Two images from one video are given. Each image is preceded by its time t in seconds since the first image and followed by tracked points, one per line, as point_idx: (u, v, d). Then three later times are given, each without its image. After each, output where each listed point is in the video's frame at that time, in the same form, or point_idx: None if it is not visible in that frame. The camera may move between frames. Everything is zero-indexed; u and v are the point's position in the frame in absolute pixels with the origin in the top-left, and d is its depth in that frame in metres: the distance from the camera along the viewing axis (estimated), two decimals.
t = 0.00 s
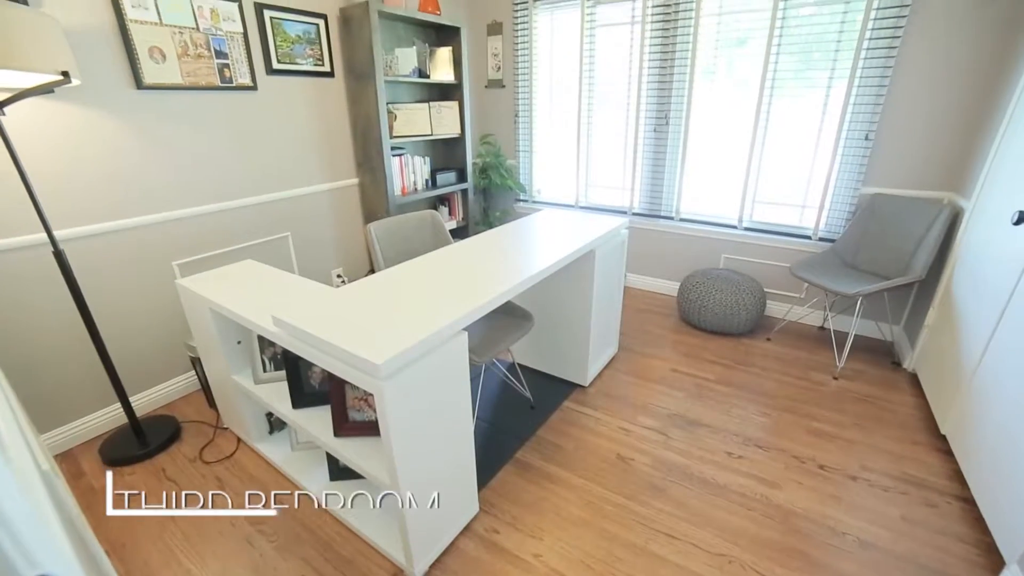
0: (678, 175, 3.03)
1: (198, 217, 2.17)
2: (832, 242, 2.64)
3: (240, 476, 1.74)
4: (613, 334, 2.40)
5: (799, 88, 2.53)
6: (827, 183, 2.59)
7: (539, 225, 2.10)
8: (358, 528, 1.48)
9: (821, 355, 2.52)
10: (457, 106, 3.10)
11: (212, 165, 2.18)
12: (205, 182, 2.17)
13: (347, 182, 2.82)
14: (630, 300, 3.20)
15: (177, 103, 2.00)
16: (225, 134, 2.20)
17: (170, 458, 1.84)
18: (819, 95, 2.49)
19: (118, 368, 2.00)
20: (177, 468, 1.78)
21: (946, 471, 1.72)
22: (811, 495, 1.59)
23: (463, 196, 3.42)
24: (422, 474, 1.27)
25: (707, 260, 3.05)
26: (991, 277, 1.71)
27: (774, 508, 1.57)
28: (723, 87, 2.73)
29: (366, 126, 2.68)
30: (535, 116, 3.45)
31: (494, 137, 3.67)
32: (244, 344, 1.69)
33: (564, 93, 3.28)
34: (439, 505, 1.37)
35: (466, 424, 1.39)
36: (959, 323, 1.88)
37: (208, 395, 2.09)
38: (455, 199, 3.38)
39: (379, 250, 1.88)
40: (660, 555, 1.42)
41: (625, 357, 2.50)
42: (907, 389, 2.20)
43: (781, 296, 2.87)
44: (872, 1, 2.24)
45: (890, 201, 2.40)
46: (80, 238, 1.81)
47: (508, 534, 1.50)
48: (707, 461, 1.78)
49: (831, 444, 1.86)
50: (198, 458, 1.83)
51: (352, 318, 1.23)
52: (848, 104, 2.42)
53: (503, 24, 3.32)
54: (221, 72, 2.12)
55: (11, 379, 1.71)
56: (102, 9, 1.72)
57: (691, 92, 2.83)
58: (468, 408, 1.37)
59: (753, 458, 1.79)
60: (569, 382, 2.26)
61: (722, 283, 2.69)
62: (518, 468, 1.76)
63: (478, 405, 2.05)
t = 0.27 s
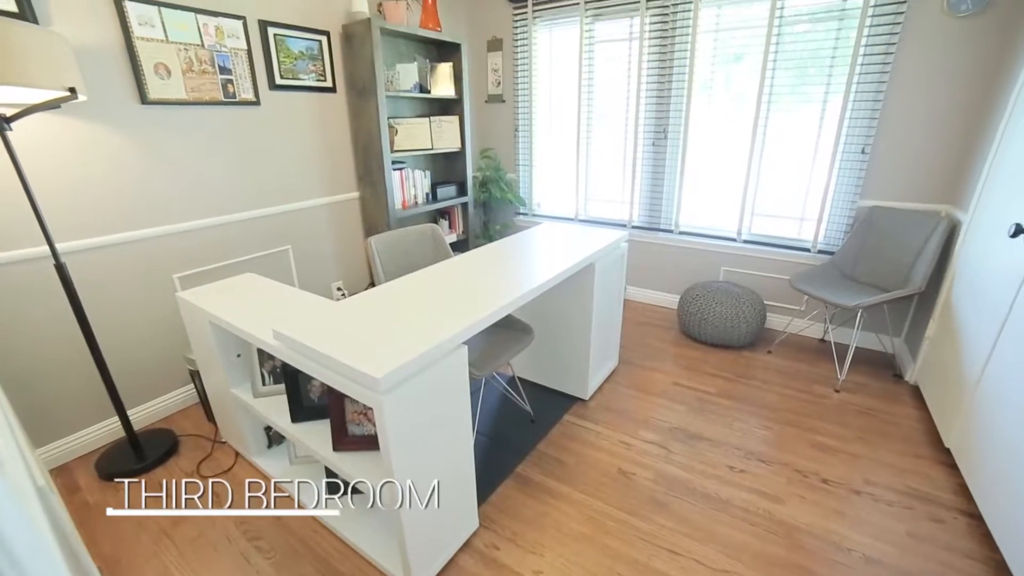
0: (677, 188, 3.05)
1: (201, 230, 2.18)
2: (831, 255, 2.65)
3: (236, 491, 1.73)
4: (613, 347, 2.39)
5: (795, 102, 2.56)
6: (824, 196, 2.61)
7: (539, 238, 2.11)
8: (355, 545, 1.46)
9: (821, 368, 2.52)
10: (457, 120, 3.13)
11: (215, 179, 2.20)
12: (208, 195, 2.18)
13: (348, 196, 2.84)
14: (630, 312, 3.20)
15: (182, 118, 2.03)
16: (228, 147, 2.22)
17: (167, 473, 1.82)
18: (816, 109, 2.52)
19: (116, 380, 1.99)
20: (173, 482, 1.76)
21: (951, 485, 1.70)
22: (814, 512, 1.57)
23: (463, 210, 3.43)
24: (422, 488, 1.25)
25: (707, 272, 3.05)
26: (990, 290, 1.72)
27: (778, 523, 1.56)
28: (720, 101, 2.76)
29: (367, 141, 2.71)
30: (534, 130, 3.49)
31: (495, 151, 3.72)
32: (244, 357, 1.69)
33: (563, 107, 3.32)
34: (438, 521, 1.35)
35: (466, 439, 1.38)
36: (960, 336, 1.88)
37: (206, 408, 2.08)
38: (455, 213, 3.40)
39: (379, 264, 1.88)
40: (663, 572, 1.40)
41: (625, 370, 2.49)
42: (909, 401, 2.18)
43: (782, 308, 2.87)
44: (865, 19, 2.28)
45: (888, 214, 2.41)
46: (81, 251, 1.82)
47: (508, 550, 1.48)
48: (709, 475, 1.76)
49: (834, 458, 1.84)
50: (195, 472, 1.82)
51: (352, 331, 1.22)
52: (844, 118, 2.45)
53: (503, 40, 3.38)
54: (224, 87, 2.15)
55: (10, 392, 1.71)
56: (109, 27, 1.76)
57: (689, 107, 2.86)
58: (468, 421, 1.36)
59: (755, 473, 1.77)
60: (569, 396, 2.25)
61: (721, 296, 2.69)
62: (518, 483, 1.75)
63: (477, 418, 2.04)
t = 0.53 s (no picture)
0: (676, 201, 3.07)
1: (202, 243, 2.19)
2: (830, 267, 2.66)
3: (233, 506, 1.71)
4: (614, 359, 2.39)
5: (792, 115, 2.59)
6: (823, 209, 2.62)
7: (539, 251, 2.12)
8: (353, 561, 1.44)
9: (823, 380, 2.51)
10: (457, 134, 3.17)
11: (217, 193, 2.21)
12: (209, 208, 2.20)
13: (348, 209, 2.86)
14: (630, 325, 3.20)
15: (185, 132, 2.05)
16: (231, 161, 2.24)
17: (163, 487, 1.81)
18: (813, 122, 2.54)
19: (115, 391, 1.98)
20: (171, 498, 1.75)
21: (956, 499, 1.68)
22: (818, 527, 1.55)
23: (463, 222, 3.45)
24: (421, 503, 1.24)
25: (706, 284, 3.06)
26: (989, 301, 1.72)
27: (781, 538, 1.54)
28: (718, 114, 2.79)
29: (368, 154, 2.73)
30: (534, 143, 3.52)
31: (495, 164, 3.76)
32: (243, 370, 1.69)
33: (562, 121, 3.35)
34: (437, 536, 1.34)
35: (466, 453, 1.37)
36: (962, 348, 1.88)
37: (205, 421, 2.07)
38: (455, 226, 3.42)
39: (380, 277, 1.89)
40: None
41: (625, 383, 2.48)
42: (912, 414, 2.17)
43: (782, 320, 2.87)
44: (859, 34, 2.32)
45: (886, 226, 2.42)
46: (82, 262, 1.82)
47: (508, 566, 1.46)
48: (711, 489, 1.75)
49: (837, 471, 1.83)
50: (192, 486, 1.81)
51: (352, 344, 1.22)
52: (841, 131, 2.47)
53: (503, 56, 3.43)
54: (227, 101, 2.17)
55: (8, 404, 1.70)
56: (116, 43, 1.79)
57: (688, 120, 2.89)
58: (468, 435, 1.35)
59: (757, 486, 1.76)
60: (570, 408, 2.24)
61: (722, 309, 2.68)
62: (518, 497, 1.73)
63: (477, 431, 2.03)
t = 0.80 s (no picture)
0: (676, 213, 3.09)
1: (203, 254, 2.20)
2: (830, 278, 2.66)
3: (230, 521, 1.69)
4: (614, 371, 2.38)
5: (789, 128, 2.62)
6: (821, 220, 2.63)
7: (539, 263, 2.13)
8: None
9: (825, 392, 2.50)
10: (458, 147, 3.20)
11: (219, 206, 2.23)
12: (211, 220, 2.21)
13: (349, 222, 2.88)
14: (630, 337, 3.20)
15: (189, 145, 2.07)
16: (233, 174, 2.26)
17: (160, 501, 1.79)
18: (810, 135, 2.57)
19: (115, 402, 1.98)
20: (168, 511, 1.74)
21: (962, 513, 1.66)
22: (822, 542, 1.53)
23: (463, 235, 3.46)
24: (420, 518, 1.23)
25: (706, 295, 3.06)
26: (989, 313, 1.72)
27: (785, 552, 1.52)
28: (716, 127, 2.82)
29: (369, 167, 2.75)
30: (534, 156, 3.55)
31: (495, 177, 3.80)
32: (243, 383, 1.68)
33: (561, 134, 3.39)
34: (436, 553, 1.32)
35: (466, 466, 1.36)
36: (963, 360, 1.87)
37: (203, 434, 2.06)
38: (455, 238, 3.43)
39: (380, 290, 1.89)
40: None
41: (626, 395, 2.47)
42: (915, 426, 2.16)
43: (782, 331, 2.87)
44: (854, 49, 2.36)
45: (884, 237, 2.43)
46: (84, 274, 1.83)
47: None
48: (713, 503, 1.73)
49: (840, 485, 1.81)
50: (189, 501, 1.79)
51: (353, 357, 1.22)
52: (838, 144, 2.50)
53: (503, 71, 3.48)
54: (230, 115, 2.20)
55: (8, 417, 1.70)
56: (122, 59, 1.82)
57: (687, 132, 2.92)
58: (468, 448, 1.34)
59: (760, 500, 1.74)
60: (570, 421, 2.23)
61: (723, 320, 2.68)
62: (519, 512, 1.71)
63: (477, 445, 2.01)
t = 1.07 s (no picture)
0: (675, 225, 3.10)
1: (203, 266, 2.20)
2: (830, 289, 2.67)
3: (227, 535, 1.67)
4: (615, 384, 2.38)
5: (786, 141, 2.64)
6: (820, 232, 2.65)
7: (539, 276, 2.13)
8: None
9: (826, 404, 2.48)
10: (458, 160, 3.22)
11: (220, 218, 2.24)
12: (213, 232, 2.22)
13: (349, 234, 2.89)
14: (630, 349, 3.19)
15: (192, 158, 2.09)
16: (236, 187, 2.28)
17: (155, 516, 1.77)
18: (807, 147, 2.59)
19: (115, 414, 1.98)
20: (163, 526, 1.72)
21: (968, 527, 1.64)
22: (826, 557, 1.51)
23: (463, 247, 3.48)
24: (419, 533, 1.22)
25: (706, 307, 3.06)
26: (989, 325, 1.72)
27: (789, 568, 1.50)
28: (714, 139, 2.85)
29: (370, 180, 2.77)
30: (533, 169, 3.58)
31: (495, 190, 3.83)
32: (242, 395, 1.67)
33: (561, 147, 3.42)
34: (435, 569, 1.30)
35: (466, 480, 1.35)
36: (964, 371, 1.87)
37: (201, 448, 2.05)
38: (455, 250, 3.44)
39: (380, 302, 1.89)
40: None
41: (626, 408, 2.46)
42: (918, 439, 2.14)
43: (783, 343, 2.86)
44: (848, 63, 2.40)
45: (883, 249, 2.44)
46: (84, 286, 1.83)
47: None
48: (716, 518, 1.71)
49: (843, 498, 1.79)
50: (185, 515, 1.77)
51: (352, 370, 1.22)
52: (835, 156, 2.52)
53: (503, 85, 3.53)
54: (233, 129, 2.22)
55: (6, 429, 1.69)
56: (127, 74, 1.85)
57: (685, 145, 2.94)
58: (469, 461, 1.34)
59: (763, 514, 1.72)
60: (570, 434, 2.21)
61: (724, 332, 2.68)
62: (518, 526, 1.69)
63: (476, 458, 2.00)
